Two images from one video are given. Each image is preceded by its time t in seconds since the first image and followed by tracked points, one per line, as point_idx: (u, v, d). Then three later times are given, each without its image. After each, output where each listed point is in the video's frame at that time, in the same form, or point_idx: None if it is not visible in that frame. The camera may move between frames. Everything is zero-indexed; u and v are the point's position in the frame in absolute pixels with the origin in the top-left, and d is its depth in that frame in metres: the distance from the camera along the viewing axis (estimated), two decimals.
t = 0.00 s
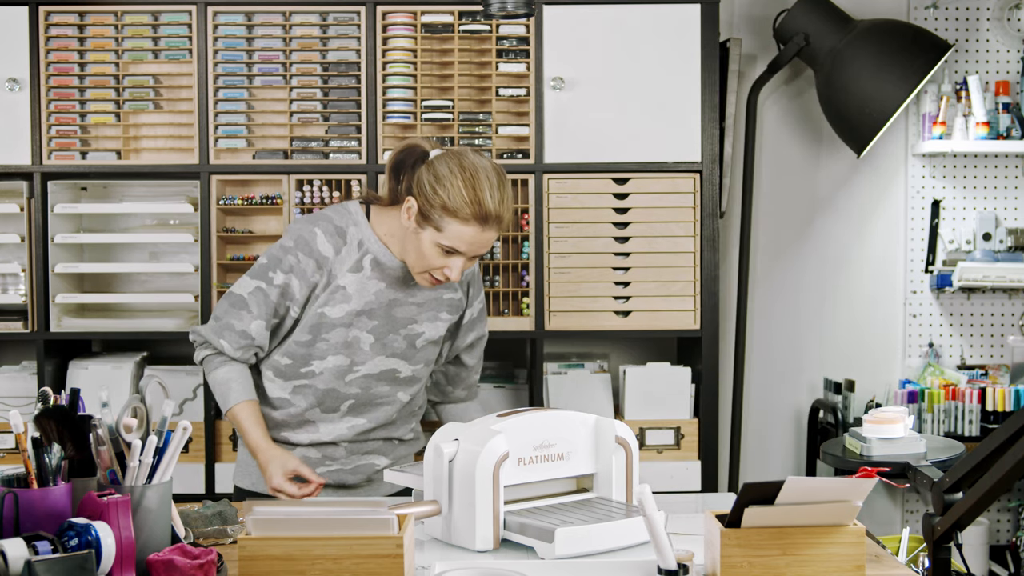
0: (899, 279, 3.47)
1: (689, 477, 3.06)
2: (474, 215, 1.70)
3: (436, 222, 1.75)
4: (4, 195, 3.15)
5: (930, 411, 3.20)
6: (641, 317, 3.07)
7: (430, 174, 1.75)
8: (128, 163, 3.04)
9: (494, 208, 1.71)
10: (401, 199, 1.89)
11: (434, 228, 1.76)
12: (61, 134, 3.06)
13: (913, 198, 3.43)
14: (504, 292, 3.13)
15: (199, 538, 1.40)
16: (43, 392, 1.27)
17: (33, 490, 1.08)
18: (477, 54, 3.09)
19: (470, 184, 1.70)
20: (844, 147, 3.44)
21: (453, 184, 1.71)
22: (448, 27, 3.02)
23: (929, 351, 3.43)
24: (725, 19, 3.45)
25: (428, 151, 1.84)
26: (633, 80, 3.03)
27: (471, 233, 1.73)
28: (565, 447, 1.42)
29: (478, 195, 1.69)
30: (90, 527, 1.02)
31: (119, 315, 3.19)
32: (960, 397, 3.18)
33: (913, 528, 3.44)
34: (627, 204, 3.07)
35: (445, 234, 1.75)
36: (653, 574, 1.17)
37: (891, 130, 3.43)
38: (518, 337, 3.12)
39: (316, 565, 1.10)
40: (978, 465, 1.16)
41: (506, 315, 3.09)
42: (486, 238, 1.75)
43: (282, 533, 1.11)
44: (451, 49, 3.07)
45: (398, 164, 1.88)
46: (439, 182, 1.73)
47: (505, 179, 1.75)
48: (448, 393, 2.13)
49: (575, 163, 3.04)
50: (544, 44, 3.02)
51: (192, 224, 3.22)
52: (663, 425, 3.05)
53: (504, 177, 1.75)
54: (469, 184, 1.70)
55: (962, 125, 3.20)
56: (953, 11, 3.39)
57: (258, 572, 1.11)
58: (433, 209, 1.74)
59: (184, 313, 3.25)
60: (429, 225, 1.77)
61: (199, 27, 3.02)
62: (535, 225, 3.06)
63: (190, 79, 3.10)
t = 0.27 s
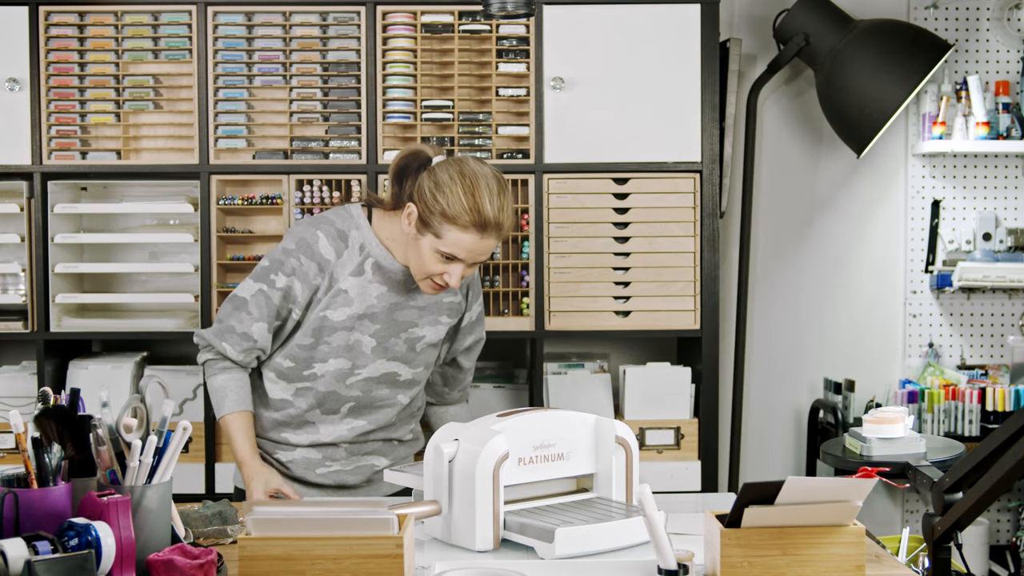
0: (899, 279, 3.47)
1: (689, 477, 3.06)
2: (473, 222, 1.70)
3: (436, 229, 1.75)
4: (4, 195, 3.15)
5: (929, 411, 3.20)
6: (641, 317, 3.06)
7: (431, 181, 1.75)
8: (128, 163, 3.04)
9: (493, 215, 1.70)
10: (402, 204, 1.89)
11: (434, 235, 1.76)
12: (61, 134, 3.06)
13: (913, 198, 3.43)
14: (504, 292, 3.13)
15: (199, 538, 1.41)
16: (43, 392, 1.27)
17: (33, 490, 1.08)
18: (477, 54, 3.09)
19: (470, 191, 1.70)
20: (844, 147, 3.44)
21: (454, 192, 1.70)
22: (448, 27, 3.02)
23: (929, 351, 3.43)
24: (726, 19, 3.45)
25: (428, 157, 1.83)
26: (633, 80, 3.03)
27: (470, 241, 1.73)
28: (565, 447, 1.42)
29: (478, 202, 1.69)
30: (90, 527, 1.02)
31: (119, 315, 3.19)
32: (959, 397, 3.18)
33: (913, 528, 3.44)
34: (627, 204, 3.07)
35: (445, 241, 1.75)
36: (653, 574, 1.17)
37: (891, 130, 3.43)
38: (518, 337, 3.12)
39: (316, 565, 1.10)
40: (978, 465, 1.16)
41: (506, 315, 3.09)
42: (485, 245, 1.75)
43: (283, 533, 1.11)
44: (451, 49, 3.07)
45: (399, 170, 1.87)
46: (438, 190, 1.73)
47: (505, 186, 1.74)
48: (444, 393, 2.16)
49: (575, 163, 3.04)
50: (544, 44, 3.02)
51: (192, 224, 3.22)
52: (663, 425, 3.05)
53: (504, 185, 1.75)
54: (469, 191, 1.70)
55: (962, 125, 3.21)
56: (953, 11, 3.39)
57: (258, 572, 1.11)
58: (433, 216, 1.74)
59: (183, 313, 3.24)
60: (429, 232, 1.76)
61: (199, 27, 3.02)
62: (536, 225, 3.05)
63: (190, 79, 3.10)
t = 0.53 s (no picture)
0: (899, 279, 3.47)
1: (689, 477, 3.06)
2: (478, 219, 1.71)
3: (441, 227, 1.75)
4: (4, 195, 3.14)
5: (930, 411, 3.20)
6: (641, 317, 3.06)
7: (434, 179, 1.75)
8: (128, 163, 3.04)
9: (498, 212, 1.71)
10: (406, 203, 1.91)
11: (439, 233, 1.76)
12: (61, 134, 3.06)
13: (913, 198, 3.43)
14: (504, 292, 3.13)
15: (199, 538, 1.41)
16: (43, 392, 1.27)
17: (33, 490, 1.08)
18: (477, 54, 3.09)
19: (475, 188, 1.71)
20: (844, 146, 3.44)
21: (458, 190, 1.71)
22: (448, 27, 3.02)
23: (929, 351, 3.43)
24: (726, 19, 3.45)
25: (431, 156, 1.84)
26: (634, 80, 3.03)
27: (475, 237, 1.73)
28: (565, 447, 1.42)
29: (482, 199, 1.70)
30: (90, 527, 1.02)
31: (118, 315, 3.19)
32: (960, 397, 3.18)
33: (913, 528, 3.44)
34: (627, 204, 3.07)
35: (450, 238, 1.75)
36: (653, 574, 1.17)
37: (891, 130, 3.43)
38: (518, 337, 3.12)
39: (316, 565, 1.10)
40: (979, 465, 1.16)
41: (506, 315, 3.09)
42: (490, 242, 1.75)
43: (282, 533, 1.11)
44: (451, 49, 3.07)
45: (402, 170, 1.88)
46: (443, 188, 1.73)
47: (509, 182, 1.75)
48: (445, 391, 2.17)
49: (575, 163, 3.04)
50: (544, 44, 3.02)
51: (192, 225, 3.22)
52: (663, 425, 3.05)
53: (507, 182, 1.75)
54: (473, 189, 1.70)
55: (962, 125, 3.21)
56: (953, 11, 3.39)
57: (258, 573, 1.11)
58: (437, 214, 1.74)
59: (183, 313, 3.24)
60: (434, 230, 1.77)
61: (199, 27, 3.02)
62: (536, 225, 3.05)
63: (190, 79, 3.10)
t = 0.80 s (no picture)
0: (899, 279, 3.47)
1: (689, 477, 3.06)
2: (490, 227, 1.71)
3: (452, 234, 1.75)
4: (4, 195, 3.14)
5: (930, 411, 3.20)
6: (641, 317, 3.07)
7: (446, 185, 1.74)
8: (128, 163, 3.04)
9: (510, 220, 1.71)
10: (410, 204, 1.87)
11: (450, 240, 1.76)
12: (61, 134, 3.06)
13: (913, 198, 3.43)
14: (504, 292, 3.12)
15: (199, 538, 1.41)
16: (43, 392, 1.27)
17: (33, 490, 1.08)
18: (477, 54, 3.09)
19: (488, 196, 1.70)
20: (844, 146, 3.44)
21: (471, 198, 1.70)
22: (448, 27, 3.02)
23: (929, 351, 3.43)
24: (726, 19, 3.45)
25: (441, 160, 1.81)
26: (634, 80, 3.03)
27: (486, 246, 1.74)
28: (565, 447, 1.42)
29: (495, 208, 1.70)
30: (90, 527, 1.02)
31: (118, 315, 3.19)
32: (960, 397, 3.18)
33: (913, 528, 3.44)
34: (627, 204, 3.07)
35: (461, 246, 1.76)
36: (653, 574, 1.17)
37: (891, 130, 3.44)
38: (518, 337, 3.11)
39: (316, 565, 1.10)
40: (979, 465, 1.16)
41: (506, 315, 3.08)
42: (500, 250, 1.76)
43: (282, 533, 1.11)
44: (450, 49, 3.07)
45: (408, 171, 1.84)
46: (455, 194, 1.72)
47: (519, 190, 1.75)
48: (443, 394, 2.17)
49: (575, 163, 3.04)
50: (544, 44, 3.02)
51: (192, 225, 3.22)
52: (663, 425, 3.05)
53: (518, 189, 1.75)
54: (485, 197, 1.70)
55: (962, 125, 3.21)
56: (953, 11, 3.39)
57: (258, 573, 1.11)
58: (449, 221, 1.74)
59: (183, 313, 3.24)
60: (445, 237, 1.77)
61: (199, 27, 3.02)
62: (535, 225, 3.05)
63: (190, 79, 3.10)
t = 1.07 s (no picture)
0: (899, 279, 3.47)
1: (689, 477, 3.06)
2: (513, 244, 1.68)
3: (473, 248, 1.71)
4: (4, 195, 3.14)
5: (930, 411, 3.20)
6: (641, 317, 3.07)
7: (472, 200, 1.71)
8: (128, 164, 3.04)
9: (532, 240, 1.69)
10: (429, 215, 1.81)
11: (471, 253, 1.72)
12: (61, 134, 3.06)
13: (913, 198, 3.43)
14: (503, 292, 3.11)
15: (199, 538, 1.41)
16: (43, 392, 1.26)
17: (33, 490, 1.08)
18: (477, 54, 3.09)
19: (514, 216, 1.67)
20: (844, 146, 3.44)
21: (498, 213, 1.67)
22: (448, 27, 3.02)
23: (929, 351, 3.43)
24: (726, 19, 3.45)
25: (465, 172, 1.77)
26: (634, 80, 3.03)
27: (507, 263, 1.71)
28: (565, 447, 1.42)
29: (520, 227, 1.67)
30: (90, 527, 1.02)
31: (118, 315, 3.19)
32: (960, 397, 3.18)
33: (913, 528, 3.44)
34: (627, 204, 3.07)
35: (480, 260, 1.71)
36: (653, 574, 1.17)
37: (891, 130, 3.44)
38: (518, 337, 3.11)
39: (316, 565, 1.10)
40: (978, 465, 1.16)
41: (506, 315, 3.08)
42: (519, 268, 1.74)
43: (282, 533, 1.11)
44: (451, 49, 3.07)
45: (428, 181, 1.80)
46: (481, 209, 1.69)
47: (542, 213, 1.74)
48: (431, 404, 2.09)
49: (575, 163, 3.04)
50: (544, 44, 3.02)
51: (192, 224, 3.22)
52: (663, 425, 3.05)
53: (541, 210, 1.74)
54: (512, 214, 1.67)
55: (962, 125, 3.21)
56: (953, 11, 3.39)
57: (258, 572, 1.11)
58: (472, 235, 1.70)
59: (183, 313, 3.24)
60: (466, 250, 1.72)
61: (199, 26, 3.02)
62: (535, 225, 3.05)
63: (190, 79, 3.10)
